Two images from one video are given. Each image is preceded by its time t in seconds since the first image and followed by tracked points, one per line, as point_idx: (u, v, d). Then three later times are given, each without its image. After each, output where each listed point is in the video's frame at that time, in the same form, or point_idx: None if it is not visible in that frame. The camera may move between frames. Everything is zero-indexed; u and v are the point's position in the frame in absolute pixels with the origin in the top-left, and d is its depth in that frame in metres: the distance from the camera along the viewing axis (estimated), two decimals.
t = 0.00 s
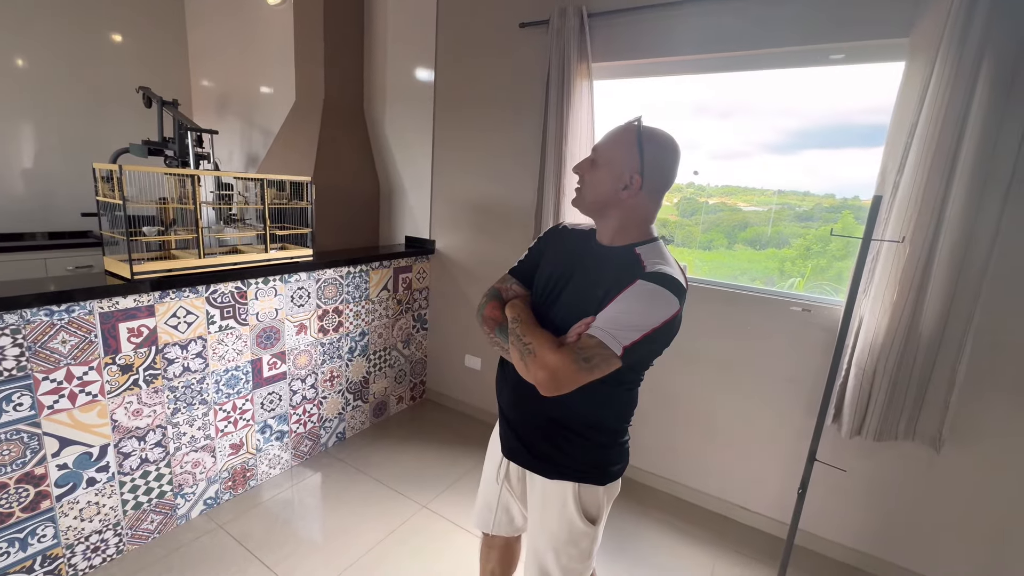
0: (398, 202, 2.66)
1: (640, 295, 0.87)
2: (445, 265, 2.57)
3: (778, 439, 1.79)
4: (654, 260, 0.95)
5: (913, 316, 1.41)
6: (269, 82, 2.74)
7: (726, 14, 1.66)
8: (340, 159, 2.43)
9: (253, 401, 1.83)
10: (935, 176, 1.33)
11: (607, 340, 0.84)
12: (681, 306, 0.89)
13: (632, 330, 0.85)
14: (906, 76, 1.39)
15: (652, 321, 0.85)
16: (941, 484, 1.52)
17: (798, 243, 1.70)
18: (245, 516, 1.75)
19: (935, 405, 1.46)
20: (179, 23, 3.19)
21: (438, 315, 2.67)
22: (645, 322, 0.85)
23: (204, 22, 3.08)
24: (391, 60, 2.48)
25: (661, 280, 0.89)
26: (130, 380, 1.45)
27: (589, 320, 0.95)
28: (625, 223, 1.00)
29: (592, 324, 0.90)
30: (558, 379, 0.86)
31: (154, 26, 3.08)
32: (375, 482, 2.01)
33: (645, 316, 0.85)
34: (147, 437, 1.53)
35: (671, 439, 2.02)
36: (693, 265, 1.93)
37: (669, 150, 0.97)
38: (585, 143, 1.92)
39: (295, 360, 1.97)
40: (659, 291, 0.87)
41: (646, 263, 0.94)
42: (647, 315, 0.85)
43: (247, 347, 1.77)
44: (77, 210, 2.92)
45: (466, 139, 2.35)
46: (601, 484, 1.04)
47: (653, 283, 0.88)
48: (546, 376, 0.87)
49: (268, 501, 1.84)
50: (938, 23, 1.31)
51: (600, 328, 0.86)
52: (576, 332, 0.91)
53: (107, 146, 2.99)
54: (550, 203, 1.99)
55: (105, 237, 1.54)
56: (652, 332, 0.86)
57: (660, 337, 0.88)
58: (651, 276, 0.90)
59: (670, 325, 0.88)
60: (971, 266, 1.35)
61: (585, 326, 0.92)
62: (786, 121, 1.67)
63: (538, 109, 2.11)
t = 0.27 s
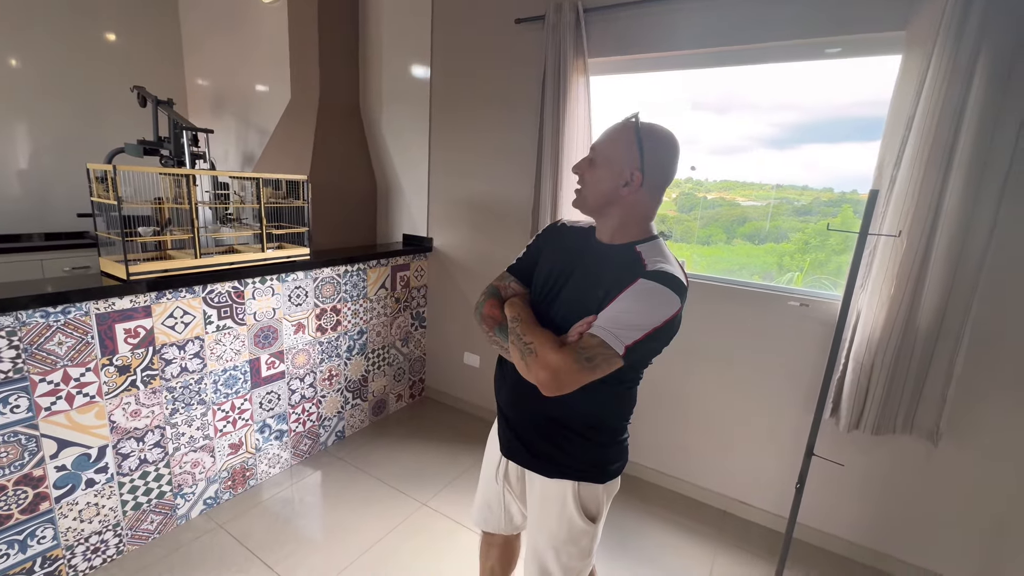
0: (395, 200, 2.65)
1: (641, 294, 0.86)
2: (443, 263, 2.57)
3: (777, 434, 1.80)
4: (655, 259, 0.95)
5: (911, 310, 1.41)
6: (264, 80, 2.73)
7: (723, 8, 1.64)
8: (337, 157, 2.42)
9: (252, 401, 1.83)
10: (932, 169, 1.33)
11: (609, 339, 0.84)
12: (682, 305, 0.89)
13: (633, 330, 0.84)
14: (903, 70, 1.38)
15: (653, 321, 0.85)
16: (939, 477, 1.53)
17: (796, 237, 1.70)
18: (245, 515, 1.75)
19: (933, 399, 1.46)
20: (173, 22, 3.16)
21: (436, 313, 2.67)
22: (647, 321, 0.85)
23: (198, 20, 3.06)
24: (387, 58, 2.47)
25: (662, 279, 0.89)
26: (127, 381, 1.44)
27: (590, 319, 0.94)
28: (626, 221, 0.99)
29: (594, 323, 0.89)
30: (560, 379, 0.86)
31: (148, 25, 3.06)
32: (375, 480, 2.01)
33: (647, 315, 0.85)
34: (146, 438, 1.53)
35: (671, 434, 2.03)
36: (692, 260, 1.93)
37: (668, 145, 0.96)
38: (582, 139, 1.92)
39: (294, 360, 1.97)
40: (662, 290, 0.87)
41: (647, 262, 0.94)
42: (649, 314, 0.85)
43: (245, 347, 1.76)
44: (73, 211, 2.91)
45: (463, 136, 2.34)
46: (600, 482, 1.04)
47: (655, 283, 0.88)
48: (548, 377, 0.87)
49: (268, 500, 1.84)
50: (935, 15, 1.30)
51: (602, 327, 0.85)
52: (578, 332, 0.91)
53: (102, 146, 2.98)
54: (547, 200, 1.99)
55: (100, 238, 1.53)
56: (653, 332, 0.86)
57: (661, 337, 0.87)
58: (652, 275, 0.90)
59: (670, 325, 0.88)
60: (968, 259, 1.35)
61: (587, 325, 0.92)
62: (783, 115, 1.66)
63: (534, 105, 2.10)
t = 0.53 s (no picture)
0: (394, 199, 2.65)
1: (641, 288, 0.86)
2: (443, 261, 2.57)
3: (777, 430, 1.80)
4: (655, 254, 0.94)
5: (910, 304, 1.41)
6: (261, 79, 2.72)
7: (721, 3, 1.64)
8: (334, 156, 2.41)
9: (252, 400, 1.83)
10: (931, 164, 1.32)
11: (608, 336, 0.84)
12: (681, 299, 0.89)
13: (632, 326, 0.85)
14: (902, 63, 1.37)
15: (652, 316, 0.85)
16: (939, 471, 1.53)
17: (796, 233, 1.70)
18: (247, 514, 1.75)
19: (933, 393, 1.46)
20: (169, 21, 3.15)
21: (436, 311, 2.67)
22: (646, 317, 0.85)
23: (194, 19, 3.04)
24: (384, 55, 2.46)
25: (663, 273, 0.88)
26: (127, 382, 1.44)
27: (590, 307, 0.92)
28: (628, 218, 0.99)
29: (594, 315, 0.88)
30: (562, 380, 0.86)
31: (144, 24, 3.05)
32: (376, 478, 2.01)
33: (646, 311, 0.85)
34: (146, 438, 1.53)
35: (671, 430, 2.03)
36: (692, 257, 1.92)
37: (664, 139, 0.96)
38: (581, 135, 1.91)
39: (294, 359, 1.97)
40: (662, 285, 0.87)
41: (646, 256, 0.94)
42: (648, 310, 0.85)
43: (245, 347, 1.76)
44: (71, 211, 2.90)
45: (461, 134, 2.33)
46: (602, 479, 1.04)
47: (653, 275, 0.88)
48: (549, 377, 0.86)
49: (269, 499, 1.85)
50: (933, 9, 1.30)
51: (601, 322, 0.85)
52: (577, 325, 0.89)
53: (99, 146, 2.97)
54: (546, 197, 1.99)
55: (98, 239, 1.53)
56: (652, 328, 0.86)
57: (660, 330, 0.88)
58: (652, 267, 0.90)
59: (670, 319, 0.88)
60: (967, 254, 1.35)
61: (586, 315, 0.90)
62: (782, 110, 1.66)
63: (532, 102, 2.09)
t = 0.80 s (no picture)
0: (393, 198, 2.65)
1: (638, 283, 0.86)
2: (443, 260, 2.57)
3: (777, 427, 1.80)
4: (654, 248, 0.94)
5: (910, 300, 1.41)
6: (260, 79, 2.71)
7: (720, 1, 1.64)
8: (333, 155, 2.41)
9: (254, 400, 1.83)
10: (930, 160, 1.32)
11: (602, 330, 0.84)
12: (677, 295, 0.89)
13: (627, 321, 0.84)
14: (901, 59, 1.37)
15: (648, 312, 0.85)
16: (939, 466, 1.53)
17: (796, 229, 1.69)
18: (249, 514, 1.76)
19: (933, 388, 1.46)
20: (167, 21, 3.15)
21: (436, 310, 2.67)
22: (641, 312, 0.85)
23: (192, 19, 3.04)
24: (382, 54, 2.46)
25: (661, 268, 0.88)
26: (128, 382, 1.45)
27: (585, 297, 0.91)
28: (630, 216, 0.99)
29: (589, 306, 0.87)
30: (556, 371, 0.87)
31: (142, 24, 3.04)
32: (377, 477, 2.02)
33: (642, 307, 0.85)
34: (148, 438, 1.53)
35: (671, 428, 2.03)
36: (692, 254, 1.92)
37: (664, 136, 0.95)
38: (580, 133, 1.91)
39: (295, 359, 1.97)
40: (658, 280, 0.86)
41: (645, 250, 0.94)
42: (643, 304, 0.85)
43: (245, 347, 1.76)
44: (71, 213, 2.90)
45: (460, 133, 2.33)
46: (602, 477, 1.05)
47: (651, 270, 0.87)
48: (542, 368, 0.87)
49: (271, 498, 1.85)
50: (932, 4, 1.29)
51: (596, 315, 0.84)
52: (571, 315, 0.88)
53: (98, 147, 2.96)
54: (546, 195, 1.99)
55: (98, 240, 1.53)
56: (646, 323, 0.86)
57: (656, 326, 0.88)
58: (652, 263, 0.89)
59: (666, 314, 0.88)
60: (967, 249, 1.35)
61: (581, 305, 0.89)
62: (780, 107, 1.65)
63: (531, 100, 2.09)
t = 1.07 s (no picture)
0: (393, 197, 2.65)
1: (636, 278, 0.85)
2: (443, 259, 2.57)
3: (777, 424, 1.81)
4: (655, 247, 0.94)
5: (909, 297, 1.41)
6: (259, 79, 2.71)
7: None
8: (333, 155, 2.41)
9: (254, 400, 1.84)
10: (929, 157, 1.32)
11: (596, 323, 0.84)
12: (676, 293, 0.88)
13: (623, 315, 0.84)
14: (900, 55, 1.37)
15: (645, 308, 0.85)
16: (939, 463, 1.54)
17: (796, 227, 1.70)
18: (250, 513, 1.76)
19: (933, 385, 1.47)
20: (166, 21, 3.14)
21: (436, 309, 2.67)
22: (638, 307, 0.84)
23: (191, 19, 3.04)
24: (381, 53, 2.46)
25: (662, 265, 0.89)
26: (129, 383, 1.45)
27: (583, 291, 0.91)
28: (629, 218, 0.99)
29: (586, 298, 0.87)
30: (545, 356, 0.87)
31: (140, 24, 3.04)
32: (378, 476, 2.02)
33: (639, 302, 0.84)
34: (149, 438, 1.53)
35: (672, 426, 2.04)
36: (692, 252, 1.93)
37: (664, 136, 0.95)
38: (579, 132, 1.91)
39: (295, 358, 1.97)
40: (657, 277, 0.86)
41: (646, 249, 0.94)
42: (640, 300, 0.84)
43: (246, 347, 1.77)
44: (71, 213, 2.90)
45: (459, 132, 2.33)
46: (601, 474, 1.05)
47: (652, 266, 0.88)
48: (533, 351, 0.87)
49: (273, 497, 1.86)
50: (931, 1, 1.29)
51: (591, 308, 0.85)
52: (567, 305, 0.88)
53: (97, 148, 2.97)
54: (545, 194, 1.99)
55: (98, 241, 1.53)
56: (644, 319, 0.86)
57: (655, 322, 0.87)
58: (653, 261, 0.89)
59: (664, 311, 0.88)
60: (966, 247, 1.35)
61: (578, 297, 0.89)
62: (780, 105, 1.65)
63: (530, 99, 2.09)
